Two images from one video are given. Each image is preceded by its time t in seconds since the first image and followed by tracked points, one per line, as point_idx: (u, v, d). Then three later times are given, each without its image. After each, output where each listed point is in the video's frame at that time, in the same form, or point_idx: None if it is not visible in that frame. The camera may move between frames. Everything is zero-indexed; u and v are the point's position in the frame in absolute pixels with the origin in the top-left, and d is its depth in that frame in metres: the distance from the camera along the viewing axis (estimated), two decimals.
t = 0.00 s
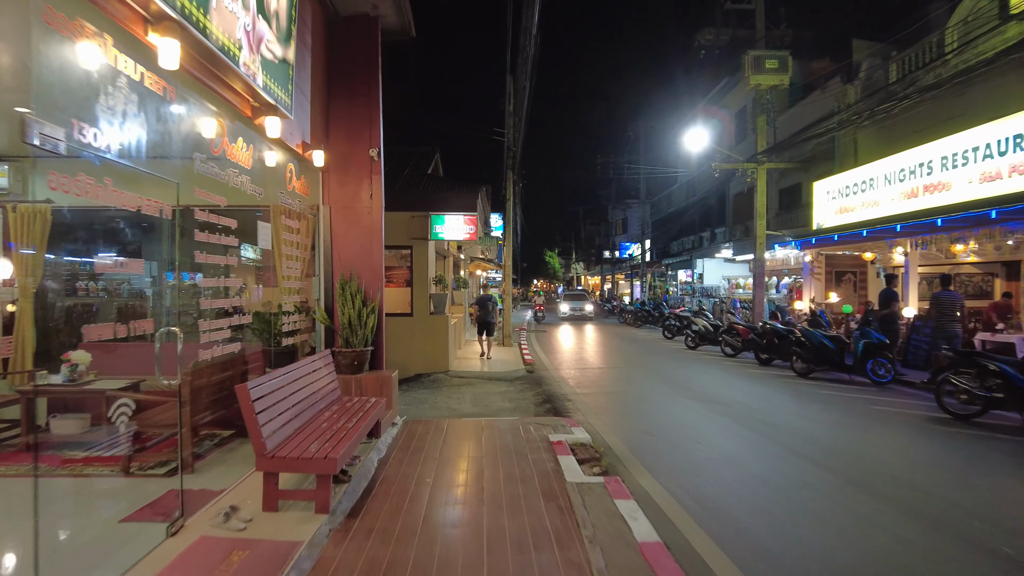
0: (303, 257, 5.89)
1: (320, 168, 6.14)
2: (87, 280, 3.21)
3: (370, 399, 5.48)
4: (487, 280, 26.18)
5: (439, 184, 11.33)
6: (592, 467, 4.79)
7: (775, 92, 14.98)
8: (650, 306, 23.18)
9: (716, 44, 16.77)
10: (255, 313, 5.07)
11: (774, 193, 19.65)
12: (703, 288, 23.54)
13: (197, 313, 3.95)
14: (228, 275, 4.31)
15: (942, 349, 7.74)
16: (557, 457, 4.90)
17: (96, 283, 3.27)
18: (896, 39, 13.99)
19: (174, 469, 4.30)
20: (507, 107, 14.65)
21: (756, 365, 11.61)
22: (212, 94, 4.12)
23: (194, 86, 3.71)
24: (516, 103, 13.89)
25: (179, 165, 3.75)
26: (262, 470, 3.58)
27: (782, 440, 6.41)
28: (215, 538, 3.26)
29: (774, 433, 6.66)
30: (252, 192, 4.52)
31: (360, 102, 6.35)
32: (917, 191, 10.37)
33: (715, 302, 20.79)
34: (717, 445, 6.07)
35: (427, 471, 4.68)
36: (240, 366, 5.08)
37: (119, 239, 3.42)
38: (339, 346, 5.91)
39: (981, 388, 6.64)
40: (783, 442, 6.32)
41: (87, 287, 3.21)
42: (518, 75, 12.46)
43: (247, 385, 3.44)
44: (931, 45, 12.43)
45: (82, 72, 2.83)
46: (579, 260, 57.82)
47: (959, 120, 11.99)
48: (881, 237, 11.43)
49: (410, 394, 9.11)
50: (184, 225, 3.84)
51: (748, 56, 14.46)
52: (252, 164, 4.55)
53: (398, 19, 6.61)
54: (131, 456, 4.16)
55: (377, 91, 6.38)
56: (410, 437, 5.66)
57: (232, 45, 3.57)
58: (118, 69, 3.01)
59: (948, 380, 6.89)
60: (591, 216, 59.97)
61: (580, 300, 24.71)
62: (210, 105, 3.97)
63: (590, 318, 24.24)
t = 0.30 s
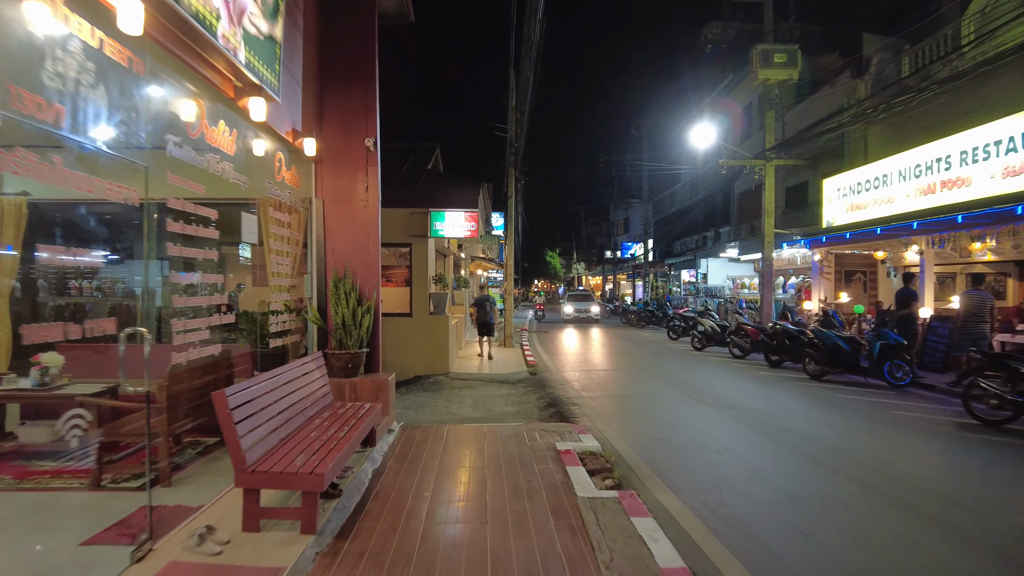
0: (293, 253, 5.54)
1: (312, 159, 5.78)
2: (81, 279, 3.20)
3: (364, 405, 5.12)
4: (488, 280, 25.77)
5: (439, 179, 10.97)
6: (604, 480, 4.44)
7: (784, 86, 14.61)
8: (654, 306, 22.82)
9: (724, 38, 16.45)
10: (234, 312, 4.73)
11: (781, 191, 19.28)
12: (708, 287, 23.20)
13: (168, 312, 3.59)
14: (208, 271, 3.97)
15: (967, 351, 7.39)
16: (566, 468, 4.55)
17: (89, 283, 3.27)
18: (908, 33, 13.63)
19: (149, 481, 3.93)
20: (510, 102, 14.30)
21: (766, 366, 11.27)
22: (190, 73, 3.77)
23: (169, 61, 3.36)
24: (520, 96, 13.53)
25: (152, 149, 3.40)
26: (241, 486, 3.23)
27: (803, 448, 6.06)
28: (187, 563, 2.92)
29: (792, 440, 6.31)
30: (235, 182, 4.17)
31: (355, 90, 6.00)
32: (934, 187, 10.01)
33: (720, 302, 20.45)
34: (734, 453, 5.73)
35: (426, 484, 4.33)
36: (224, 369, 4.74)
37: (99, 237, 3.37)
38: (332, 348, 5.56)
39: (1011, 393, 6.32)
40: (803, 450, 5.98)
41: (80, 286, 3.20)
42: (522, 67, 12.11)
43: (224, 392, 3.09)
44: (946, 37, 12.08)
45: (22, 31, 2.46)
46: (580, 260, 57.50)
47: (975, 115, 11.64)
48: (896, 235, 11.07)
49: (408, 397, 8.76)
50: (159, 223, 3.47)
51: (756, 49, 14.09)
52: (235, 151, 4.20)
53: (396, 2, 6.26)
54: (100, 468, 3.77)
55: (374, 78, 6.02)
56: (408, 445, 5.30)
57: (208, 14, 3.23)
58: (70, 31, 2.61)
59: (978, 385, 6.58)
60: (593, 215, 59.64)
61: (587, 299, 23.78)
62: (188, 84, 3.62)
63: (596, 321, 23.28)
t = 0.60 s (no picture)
0: (280, 252, 5.17)
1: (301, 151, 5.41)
2: (73, 280, 2.98)
3: (356, 417, 4.73)
4: (488, 281, 25.36)
5: (439, 177, 10.58)
6: (620, 502, 4.06)
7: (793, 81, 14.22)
8: (658, 308, 22.43)
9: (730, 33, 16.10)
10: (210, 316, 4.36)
11: (788, 189, 18.87)
12: (712, 288, 22.80)
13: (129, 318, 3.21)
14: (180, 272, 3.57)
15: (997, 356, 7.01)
16: (577, 488, 4.18)
17: (80, 284, 2.99)
18: (921, 25, 13.22)
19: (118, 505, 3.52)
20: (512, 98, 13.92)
21: (777, 370, 10.89)
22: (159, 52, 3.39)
23: (130, 35, 2.98)
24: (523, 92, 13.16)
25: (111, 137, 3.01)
26: (212, 518, 2.84)
27: (828, 461, 5.68)
28: None
29: (816, 453, 5.93)
30: (211, 173, 3.80)
31: (348, 78, 5.62)
32: (953, 184, 9.62)
33: (725, 303, 20.06)
34: (755, 468, 5.35)
35: (423, 507, 3.95)
36: (203, 379, 4.35)
37: (52, 239, 2.85)
38: (323, 355, 5.18)
39: None
40: (828, 464, 5.59)
41: (73, 288, 3.00)
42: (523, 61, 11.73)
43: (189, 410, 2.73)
44: (962, 29, 11.68)
45: None
46: (582, 260, 57.15)
47: (993, 110, 11.24)
48: (912, 233, 10.68)
49: (406, 404, 8.40)
50: (116, 221, 3.11)
51: (764, 43, 13.71)
52: (212, 139, 3.82)
53: None
54: (58, 491, 3.36)
55: (368, 66, 5.65)
56: (404, 460, 4.91)
57: None
58: None
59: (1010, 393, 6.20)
60: (594, 215, 59.26)
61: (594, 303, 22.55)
62: (156, 64, 3.25)
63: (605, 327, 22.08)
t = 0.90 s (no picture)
0: (266, 246, 4.79)
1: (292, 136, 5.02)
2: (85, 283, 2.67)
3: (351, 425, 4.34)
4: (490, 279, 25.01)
5: (440, 170, 10.20)
6: (644, 521, 3.71)
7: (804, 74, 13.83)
8: (663, 307, 22.05)
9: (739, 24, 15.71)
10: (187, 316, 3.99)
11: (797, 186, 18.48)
12: (717, 287, 22.42)
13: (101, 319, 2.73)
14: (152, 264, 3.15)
15: None
16: (595, 505, 3.83)
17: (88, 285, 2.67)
18: (937, 16, 12.81)
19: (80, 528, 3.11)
20: (516, 91, 13.54)
21: (791, 372, 10.50)
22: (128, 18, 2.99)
23: None
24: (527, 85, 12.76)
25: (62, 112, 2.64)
26: (179, 549, 2.46)
27: (860, 473, 5.29)
28: None
29: (845, 463, 5.54)
30: (187, 155, 3.42)
31: (343, 59, 5.24)
32: (977, 177, 9.22)
33: (732, 302, 19.68)
34: (783, 480, 4.97)
35: (425, 527, 3.59)
36: (184, 386, 3.95)
37: None
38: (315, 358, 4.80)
39: None
40: (860, 476, 5.20)
41: (83, 286, 2.68)
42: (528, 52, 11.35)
43: (153, 424, 2.36)
44: (981, 18, 11.26)
45: None
46: (584, 259, 56.77)
47: (1014, 101, 10.83)
48: (931, 229, 10.29)
49: (407, 408, 8.03)
50: (67, 207, 2.66)
51: (775, 34, 13.32)
52: (188, 117, 3.45)
53: None
54: (12, 513, 2.95)
55: (365, 47, 5.26)
56: (403, 472, 4.52)
57: None
58: None
59: None
60: (595, 214, 58.86)
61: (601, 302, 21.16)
62: (122, 29, 2.86)
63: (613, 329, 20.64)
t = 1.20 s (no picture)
0: (250, 244, 4.44)
1: (280, 125, 4.66)
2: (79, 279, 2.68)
3: (341, 440, 3.98)
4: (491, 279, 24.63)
5: (441, 166, 9.83)
6: (667, 549, 3.37)
7: (815, 69, 13.45)
8: (667, 307, 21.68)
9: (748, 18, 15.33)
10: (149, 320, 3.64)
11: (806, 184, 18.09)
12: (722, 287, 22.04)
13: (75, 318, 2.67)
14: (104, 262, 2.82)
15: None
16: (613, 528, 3.48)
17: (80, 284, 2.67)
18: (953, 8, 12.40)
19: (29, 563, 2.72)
20: (519, 86, 13.17)
21: (804, 376, 10.14)
22: None
23: None
24: (530, 80, 12.39)
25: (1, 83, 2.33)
26: None
27: (889, 486, 4.93)
28: None
29: (871, 475, 5.19)
30: (155, 139, 3.13)
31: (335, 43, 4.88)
32: (999, 174, 8.84)
33: (738, 302, 19.30)
34: (807, 494, 4.62)
35: (423, 555, 3.22)
36: (156, 401, 3.64)
37: None
38: (304, 365, 4.44)
39: None
40: (889, 489, 4.86)
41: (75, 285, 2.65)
42: (531, 45, 10.99)
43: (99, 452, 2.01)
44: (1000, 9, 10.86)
45: None
46: (585, 258, 56.36)
47: None
48: (950, 228, 9.90)
49: (406, 414, 7.67)
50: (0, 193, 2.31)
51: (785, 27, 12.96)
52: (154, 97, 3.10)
53: None
54: None
55: (360, 30, 4.90)
56: (399, 491, 4.16)
57: None
58: None
59: None
60: (597, 213, 58.47)
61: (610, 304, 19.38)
62: None
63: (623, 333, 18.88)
